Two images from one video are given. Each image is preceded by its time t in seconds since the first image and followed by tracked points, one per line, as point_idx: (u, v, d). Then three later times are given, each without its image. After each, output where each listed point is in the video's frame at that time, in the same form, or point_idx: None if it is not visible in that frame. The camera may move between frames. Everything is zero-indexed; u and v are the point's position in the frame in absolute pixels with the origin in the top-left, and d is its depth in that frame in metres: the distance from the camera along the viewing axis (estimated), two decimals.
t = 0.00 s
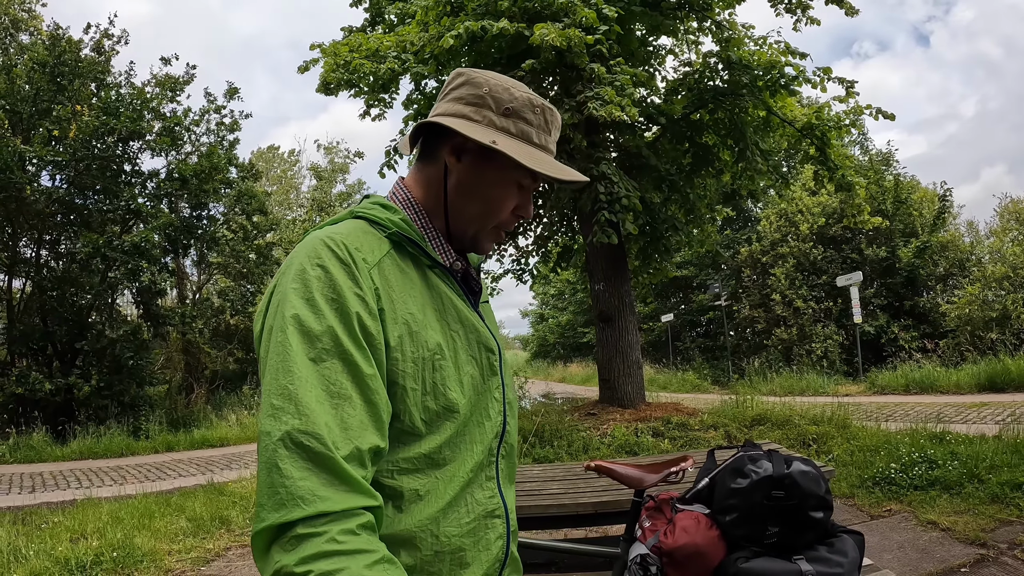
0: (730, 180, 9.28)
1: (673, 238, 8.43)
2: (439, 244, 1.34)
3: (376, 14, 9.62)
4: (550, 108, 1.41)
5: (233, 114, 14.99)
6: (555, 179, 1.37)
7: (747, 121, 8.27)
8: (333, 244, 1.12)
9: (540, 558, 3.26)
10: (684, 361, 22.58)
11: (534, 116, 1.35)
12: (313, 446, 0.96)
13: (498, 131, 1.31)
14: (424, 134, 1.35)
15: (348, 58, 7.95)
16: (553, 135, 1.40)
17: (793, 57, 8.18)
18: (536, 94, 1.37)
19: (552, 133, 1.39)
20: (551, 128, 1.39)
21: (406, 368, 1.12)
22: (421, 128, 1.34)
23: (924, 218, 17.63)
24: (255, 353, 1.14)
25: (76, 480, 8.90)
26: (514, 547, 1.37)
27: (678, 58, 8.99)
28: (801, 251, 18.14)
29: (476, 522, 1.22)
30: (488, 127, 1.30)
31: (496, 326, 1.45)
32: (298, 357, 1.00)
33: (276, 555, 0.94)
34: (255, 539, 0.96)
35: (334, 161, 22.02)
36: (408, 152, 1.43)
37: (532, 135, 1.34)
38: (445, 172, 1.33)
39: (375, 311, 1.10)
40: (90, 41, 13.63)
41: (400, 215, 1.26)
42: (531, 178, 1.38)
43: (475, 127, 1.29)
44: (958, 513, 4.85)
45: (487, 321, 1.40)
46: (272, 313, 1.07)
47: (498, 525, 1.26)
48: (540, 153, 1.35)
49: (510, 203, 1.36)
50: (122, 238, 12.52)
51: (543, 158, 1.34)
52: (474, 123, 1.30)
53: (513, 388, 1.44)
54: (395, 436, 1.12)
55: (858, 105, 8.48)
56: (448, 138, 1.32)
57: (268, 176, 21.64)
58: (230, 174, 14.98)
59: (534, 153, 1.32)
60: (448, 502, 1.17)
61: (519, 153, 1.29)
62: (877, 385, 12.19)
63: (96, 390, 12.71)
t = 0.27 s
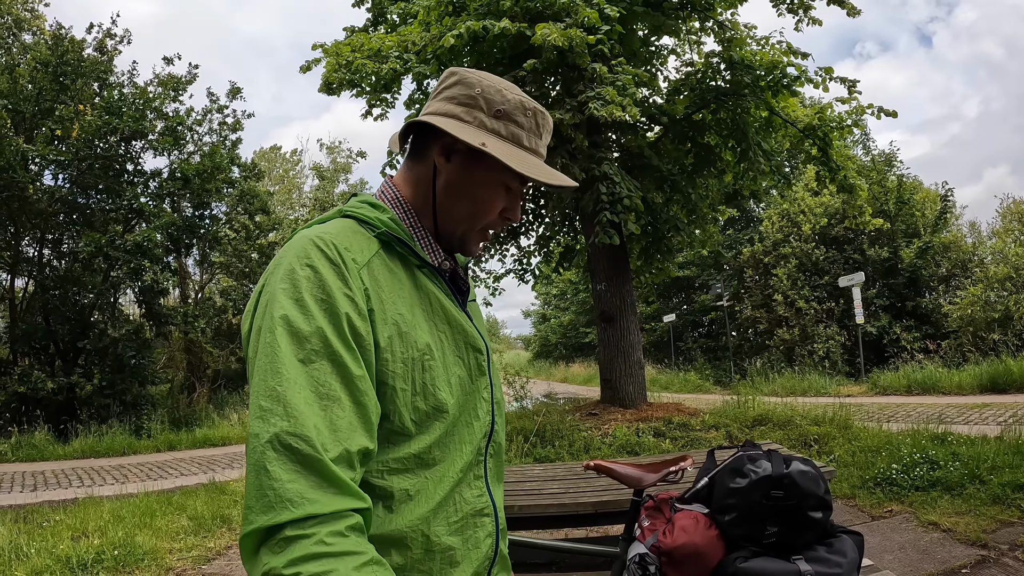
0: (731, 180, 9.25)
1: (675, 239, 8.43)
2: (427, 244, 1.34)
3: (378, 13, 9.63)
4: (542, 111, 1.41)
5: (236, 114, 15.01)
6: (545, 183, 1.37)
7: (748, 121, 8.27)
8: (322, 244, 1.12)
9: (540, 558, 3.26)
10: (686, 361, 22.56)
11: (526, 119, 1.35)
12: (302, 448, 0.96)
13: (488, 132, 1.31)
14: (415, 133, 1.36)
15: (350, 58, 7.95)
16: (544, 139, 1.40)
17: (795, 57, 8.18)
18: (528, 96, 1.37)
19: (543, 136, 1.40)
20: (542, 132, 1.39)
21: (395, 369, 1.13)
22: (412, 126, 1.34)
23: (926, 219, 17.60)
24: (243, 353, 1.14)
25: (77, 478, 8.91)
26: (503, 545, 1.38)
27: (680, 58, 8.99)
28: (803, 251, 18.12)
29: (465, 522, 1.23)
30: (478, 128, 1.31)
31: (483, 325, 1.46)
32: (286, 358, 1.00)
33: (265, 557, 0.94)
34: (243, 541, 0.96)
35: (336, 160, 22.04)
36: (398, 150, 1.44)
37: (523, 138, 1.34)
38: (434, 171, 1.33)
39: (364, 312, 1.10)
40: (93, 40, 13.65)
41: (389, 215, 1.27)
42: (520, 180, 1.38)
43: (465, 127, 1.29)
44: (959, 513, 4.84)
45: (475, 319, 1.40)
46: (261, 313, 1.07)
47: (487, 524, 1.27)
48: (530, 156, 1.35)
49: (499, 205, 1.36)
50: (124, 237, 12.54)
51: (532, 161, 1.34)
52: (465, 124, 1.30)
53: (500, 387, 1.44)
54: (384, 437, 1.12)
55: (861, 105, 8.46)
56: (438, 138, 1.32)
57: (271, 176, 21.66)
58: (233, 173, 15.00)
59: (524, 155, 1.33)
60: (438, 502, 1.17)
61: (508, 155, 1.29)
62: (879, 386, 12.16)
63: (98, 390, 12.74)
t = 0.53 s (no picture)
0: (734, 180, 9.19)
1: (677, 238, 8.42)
2: (421, 239, 1.34)
3: (381, 13, 9.64)
4: (531, 101, 1.41)
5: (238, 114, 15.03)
6: (535, 171, 1.37)
7: (750, 121, 8.26)
8: (316, 240, 1.12)
9: (542, 556, 3.26)
10: (687, 362, 22.55)
11: (514, 108, 1.35)
12: (298, 443, 0.96)
13: (477, 122, 1.31)
14: (404, 128, 1.36)
15: (352, 58, 7.97)
16: (534, 128, 1.40)
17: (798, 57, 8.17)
18: (516, 86, 1.37)
19: (531, 123, 1.39)
20: (531, 120, 1.39)
21: (390, 364, 1.13)
22: (402, 120, 1.34)
23: (929, 219, 17.56)
24: (239, 349, 1.15)
25: (79, 477, 8.94)
26: (500, 540, 1.38)
27: (683, 57, 8.99)
28: (806, 251, 18.10)
29: (462, 517, 1.23)
30: (467, 118, 1.31)
31: (478, 320, 1.46)
32: (281, 352, 1.00)
33: (262, 553, 0.94)
34: (240, 538, 0.96)
35: (339, 160, 22.06)
36: (390, 146, 1.45)
37: (512, 126, 1.34)
38: (425, 164, 1.34)
39: (359, 306, 1.11)
40: (96, 40, 13.69)
41: (382, 210, 1.27)
42: (511, 170, 1.38)
43: (453, 118, 1.29)
44: (961, 513, 4.83)
45: (470, 314, 1.41)
46: (256, 309, 1.08)
47: (484, 518, 1.27)
48: (517, 143, 1.35)
49: (490, 195, 1.37)
50: (127, 236, 12.56)
51: (522, 149, 1.34)
52: (454, 115, 1.30)
53: (495, 381, 1.45)
54: (380, 432, 1.12)
55: (864, 105, 8.44)
56: (428, 130, 1.33)
57: (273, 176, 21.68)
58: (235, 173, 15.01)
59: (514, 144, 1.33)
60: (435, 497, 1.18)
61: (497, 144, 1.29)
62: (881, 386, 12.14)
63: (100, 388, 12.77)
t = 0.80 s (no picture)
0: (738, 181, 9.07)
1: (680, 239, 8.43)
2: (430, 245, 1.35)
3: (384, 14, 9.65)
4: (541, 107, 1.42)
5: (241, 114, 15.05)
6: (543, 177, 1.38)
7: (753, 122, 8.26)
8: (326, 246, 1.13)
9: (546, 558, 3.28)
10: (689, 362, 22.55)
11: (524, 114, 1.36)
12: (308, 450, 0.97)
13: (487, 129, 1.32)
14: (414, 133, 1.37)
15: (355, 58, 7.98)
16: (543, 134, 1.41)
17: (801, 58, 8.16)
18: (526, 92, 1.38)
19: (541, 130, 1.40)
20: (541, 126, 1.40)
21: (400, 370, 1.14)
22: (411, 125, 1.35)
23: (931, 220, 17.55)
24: (250, 355, 1.16)
25: (82, 477, 8.96)
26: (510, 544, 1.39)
27: (686, 58, 8.99)
28: (808, 252, 18.09)
29: (473, 522, 1.24)
30: (477, 125, 1.31)
31: (488, 325, 1.47)
32: (291, 360, 1.01)
33: (273, 559, 0.95)
34: (251, 544, 0.97)
35: (341, 160, 22.08)
36: (398, 150, 1.45)
37: (521, 133, 1.35)
38: (434, 170, 1.34)
39: (369, 313, 1.12)
40: (99, 40, 13.71)
41: (392, 216, 1.28)
42: (520, 176, 1.39)
43: (463, 125, 1.30)
44: (964, 515, 4.83)
45: (479, 319, 1.41)
46: (266, 316, 1.09)
47: (494, 523, 1.28)
48: (527, 150, 1.36)
49: (499, 201, 1.38)
50: (129, 236, 12.57)
51: (532, 156, 1.35)
52: (464, 121, 1.31)
53: (505, 385, 1.45)
54: (391, 438, 1.13)
55: (867, 106, 8.43)
56: (437, 136, 1.33)
57: (275, 176, 21.70)
58: (237, 173, 15.03)
59: (524, 151, 1.33)
60: (445, 502, 1.19)
61: (506, 150, 1.30)
62: (883, 387, 12.13)
63: (103, 388, 12.79)
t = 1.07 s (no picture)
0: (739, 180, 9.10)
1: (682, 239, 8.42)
2: (433, 244, 1.36)
3: (386, 14, 9.66)
4: (544, 107, 1.42)
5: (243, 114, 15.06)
6: (546, 177, 1.39)
7: (755, 122, 8.26)
8: (329, 245, 1.14)
9: (548, 557, 3.28)
10: (691, 363, 22.54)
11: (527, 114, 1.36)
12: (312, 449, 0.98)
13: (490, 129, 1.32)
14: (417, 132, 1.37)
15: (357, 58, 7.98)
16: (546, 134, 1.41)
17: (803, 58, 8.16)
18: (529, 92, 1.38)
19: (544, 130, 1.40)
20: (543, 127, 1.41)
21: (404, 367, 1.15)
22: (414, 125, 1.36)
23: (933, 220, 17.53)
24: (252, 353, 1.16)
25: (84, 476, 8.97)
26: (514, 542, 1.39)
27: (688, 58, 8.99)
28: (810, 252, 18.08)
29: (477, 519, 1.25)
30: (480, 124, 1.32)
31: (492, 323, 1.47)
32: (295, 358, 1.02)
33: (277, 557, 0.96)
34: (255, 543, 0.98)
35: (343, 160, 22.10)
36: (401, 149, 1.46)
37: (525, 133, 1.35)
38: (437, 169, 1.35)
39: (372, 311, 1.12)
40: (101, 40, 13.73)
41: (394, 214, 1.29)
42: (523, 175, 1.40)
43: (467, 124, 1.31)
44: (965, 515, 4.84)
45: (483, 317, 1.42)
46: (270, 315, 1.09)
47: (498, 520, 1.29)
48: (529, 150, 1.36)
49: (502, 201, 1.38)
50: (131, 236, 12.59)
51: (535, 156, 1.35)
52: (468, 121, 1.31)
53: (508, 383, 1.45)
54: (395, 436, 1.14)
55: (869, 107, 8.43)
56: (441, 135, 1.34)
57: (277, 175, 21.71)
58: (239, 173, 15.04)
59: (526, 150, 1.34)
60: (449, 500, 1.19)
61: (511, 150, 1.31)
62: (885, 387, 12.12)
63: (105, 388, 12.81)
